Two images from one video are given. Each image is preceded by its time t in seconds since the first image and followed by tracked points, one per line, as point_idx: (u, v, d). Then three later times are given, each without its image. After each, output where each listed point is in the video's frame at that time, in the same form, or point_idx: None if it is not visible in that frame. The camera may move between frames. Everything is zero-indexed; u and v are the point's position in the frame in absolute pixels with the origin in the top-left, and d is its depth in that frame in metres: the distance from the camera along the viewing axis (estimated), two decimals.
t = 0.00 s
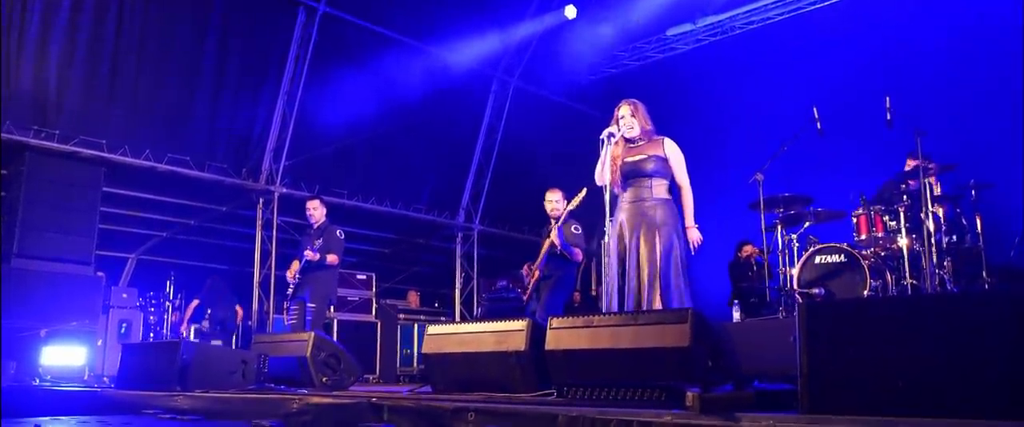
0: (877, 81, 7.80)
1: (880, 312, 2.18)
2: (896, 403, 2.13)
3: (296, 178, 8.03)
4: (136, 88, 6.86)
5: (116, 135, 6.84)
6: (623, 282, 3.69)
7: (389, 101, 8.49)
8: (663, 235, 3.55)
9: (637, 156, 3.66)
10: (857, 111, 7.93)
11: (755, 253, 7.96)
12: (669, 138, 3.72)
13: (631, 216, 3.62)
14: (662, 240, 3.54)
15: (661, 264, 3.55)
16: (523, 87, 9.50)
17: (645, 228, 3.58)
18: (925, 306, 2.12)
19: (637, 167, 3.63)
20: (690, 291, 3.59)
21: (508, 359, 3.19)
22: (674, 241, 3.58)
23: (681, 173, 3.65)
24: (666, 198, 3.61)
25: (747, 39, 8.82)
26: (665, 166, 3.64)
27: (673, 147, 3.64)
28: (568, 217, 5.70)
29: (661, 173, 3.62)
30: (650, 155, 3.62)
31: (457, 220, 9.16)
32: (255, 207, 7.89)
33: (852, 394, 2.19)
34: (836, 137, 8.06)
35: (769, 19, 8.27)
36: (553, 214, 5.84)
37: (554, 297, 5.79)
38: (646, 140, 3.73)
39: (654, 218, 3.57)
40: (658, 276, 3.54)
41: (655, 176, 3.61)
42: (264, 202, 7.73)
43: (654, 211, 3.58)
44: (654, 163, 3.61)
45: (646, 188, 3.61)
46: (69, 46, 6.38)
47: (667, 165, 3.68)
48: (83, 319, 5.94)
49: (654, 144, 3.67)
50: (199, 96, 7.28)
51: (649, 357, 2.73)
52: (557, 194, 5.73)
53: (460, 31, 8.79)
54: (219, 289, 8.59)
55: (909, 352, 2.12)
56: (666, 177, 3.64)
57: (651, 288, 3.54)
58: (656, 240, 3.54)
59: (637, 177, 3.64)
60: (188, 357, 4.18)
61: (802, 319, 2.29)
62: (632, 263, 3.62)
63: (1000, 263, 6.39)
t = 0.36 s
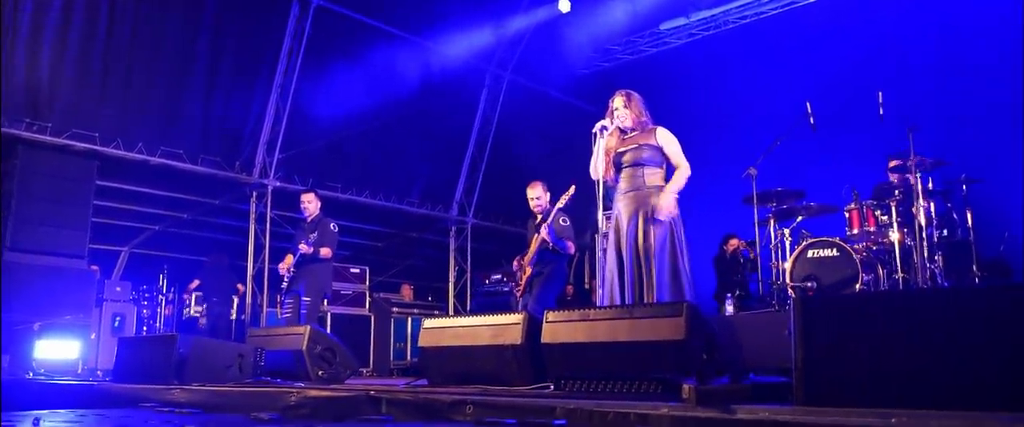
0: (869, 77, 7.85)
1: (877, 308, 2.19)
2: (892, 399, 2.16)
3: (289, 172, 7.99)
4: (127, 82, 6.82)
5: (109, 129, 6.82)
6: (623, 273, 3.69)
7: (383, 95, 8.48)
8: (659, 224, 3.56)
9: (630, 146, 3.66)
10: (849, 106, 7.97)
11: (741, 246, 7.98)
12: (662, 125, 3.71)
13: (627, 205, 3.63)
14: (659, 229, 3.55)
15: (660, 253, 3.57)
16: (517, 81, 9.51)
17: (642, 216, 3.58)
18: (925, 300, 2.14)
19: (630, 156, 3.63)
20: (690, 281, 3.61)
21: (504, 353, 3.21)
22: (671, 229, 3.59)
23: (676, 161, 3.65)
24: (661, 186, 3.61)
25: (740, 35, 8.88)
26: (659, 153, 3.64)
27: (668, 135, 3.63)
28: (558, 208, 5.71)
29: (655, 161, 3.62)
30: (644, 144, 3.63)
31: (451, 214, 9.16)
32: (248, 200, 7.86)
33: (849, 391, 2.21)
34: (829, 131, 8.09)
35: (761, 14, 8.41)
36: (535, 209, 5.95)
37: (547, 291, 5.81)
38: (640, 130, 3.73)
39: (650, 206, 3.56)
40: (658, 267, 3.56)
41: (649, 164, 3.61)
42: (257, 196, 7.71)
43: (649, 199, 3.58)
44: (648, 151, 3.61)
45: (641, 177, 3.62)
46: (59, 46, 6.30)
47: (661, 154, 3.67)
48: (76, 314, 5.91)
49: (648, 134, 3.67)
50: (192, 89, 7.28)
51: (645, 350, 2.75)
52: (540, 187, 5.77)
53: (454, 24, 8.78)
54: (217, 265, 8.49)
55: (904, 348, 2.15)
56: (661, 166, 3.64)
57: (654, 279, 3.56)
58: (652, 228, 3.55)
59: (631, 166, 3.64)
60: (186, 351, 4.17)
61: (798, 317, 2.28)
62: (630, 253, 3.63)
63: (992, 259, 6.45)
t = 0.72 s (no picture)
0: (853, 73, 7.93)
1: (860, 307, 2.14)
2: (878, 398, 2.10)
3: (275, 165, 8.05)
4: (112, 74, 6.82)
5: (93, 121, 6.80)
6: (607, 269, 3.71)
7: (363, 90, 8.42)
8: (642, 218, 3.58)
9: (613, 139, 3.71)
10: (833, 103, 8.08)
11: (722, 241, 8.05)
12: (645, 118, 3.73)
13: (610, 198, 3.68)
14: (641, 223, 3.57)
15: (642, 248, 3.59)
16: (504, 75, 9.49)
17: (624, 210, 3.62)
18: (911, 296, 2.07)
19: (612, 150, 3.69)
20: (675, 275, 3.60)
21: (491, 346, 3.25)
22: (653, 221, 3.61)
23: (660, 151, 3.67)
24: (644, 178, 3.64)
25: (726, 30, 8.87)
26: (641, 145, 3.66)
27: (649, 125, 3.65)
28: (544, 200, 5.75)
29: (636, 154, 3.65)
30: (626, 137, 3.67)
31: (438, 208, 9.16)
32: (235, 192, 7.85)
33: (835, 391, 2.16)
34: (812, 127, 8.20)
35: (745, 9, 8.30)
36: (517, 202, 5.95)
37: (532, 284, 5.86)
38: (623, 123, 3.76)
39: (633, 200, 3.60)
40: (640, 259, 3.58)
41: (630, 157, 3.65)
42: (243, 189, 7.64)
43: (630, 192, 3.61)
44: (628, 144, 3.65)
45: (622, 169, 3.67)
46: (42, 36, 6.30)
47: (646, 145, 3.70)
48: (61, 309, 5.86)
49: (630, 127, 3.71)
50: (177, 82, 7.23)
51: (631, 343, 2.78)
52: (522, 181, 5.79)
53: (441, 18, 8.75)
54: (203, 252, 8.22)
55: (890, 346, 2.09)
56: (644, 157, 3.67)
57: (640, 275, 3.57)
58: (634, 223, 3.57)
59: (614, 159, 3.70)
60: (172, 344, 4.15)
61: (782, 318, 2.24)
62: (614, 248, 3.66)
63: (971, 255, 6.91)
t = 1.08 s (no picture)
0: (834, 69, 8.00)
1: (838, 303, 2.18)
2: (856, 392, 2.13)
3: (257, 158, 7.96)
4: (93, 65, 6.77)
5: (72, 113, 6.70)
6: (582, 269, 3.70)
7: (343, 82, 8.38)
8: (617, 215, 3.62)
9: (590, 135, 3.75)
10: (814, 99, 8.15)
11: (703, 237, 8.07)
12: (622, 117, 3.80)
13: (584, 193, 3.71)
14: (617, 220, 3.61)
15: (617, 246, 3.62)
16: (487, 68, 9.49)
17: (598, 208, 3.66)
18: (887, 292, 2.11)
19: (589, 144, 3.73)
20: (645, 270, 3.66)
21: (474, 340, 3.27)
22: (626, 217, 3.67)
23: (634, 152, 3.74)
24: (619, 175, 3.69)
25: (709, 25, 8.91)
26: (617, 144, 3.72)
27: (627, 125, 3.74)
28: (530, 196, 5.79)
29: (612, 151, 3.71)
30: (603, 133, 3.73)
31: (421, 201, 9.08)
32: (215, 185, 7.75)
33: (814, 388, 2.19)
34: (793, 123, 8.25)
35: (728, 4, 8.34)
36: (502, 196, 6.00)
37: (516, 277, 5.90)
38: (600, 120, 3.81)
39: (607, 197, 3.64)
40: (613, 253, 3.63)
41: (606, 154, 3.70)
42: (225, 181, 7.54)
43: (604, 188, 3.66)
44: (605, 141, 3.70)
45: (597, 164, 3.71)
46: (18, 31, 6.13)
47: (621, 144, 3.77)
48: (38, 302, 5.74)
49: (607, 124, 3.76)
50: (157, 73, 7.16)
51: (613, 337, 2.81)
52: (508, 177, 5.84)
53: (425, 11, 8.74)
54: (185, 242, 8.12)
55: (867, 341, 2.13)
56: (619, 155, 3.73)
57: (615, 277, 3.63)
58: (609, 218, 3.63)
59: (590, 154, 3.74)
60: (155, 338, 4.14)
61: (761, 314, 2.27)
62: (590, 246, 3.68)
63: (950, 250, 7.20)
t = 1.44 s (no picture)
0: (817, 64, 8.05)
1: (817, 295, 2.20)
2: (836, 384, 2.16)
3: (240, 149, 7.88)
4: (73, 55, 6.71)
5: (52, 102, 6.60)
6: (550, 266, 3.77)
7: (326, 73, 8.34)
8: (588, 218, 3.72)
9: (568, 133, 3.80)
10: (797, 93, 8.20)
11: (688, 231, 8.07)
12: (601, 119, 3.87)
13: (555, 193, 3.75)
14: (588, 221, 3.71)
15: (588, 245, 3.72)
16: (471, 60, 9.45)
17: (572, 206, 3.72)
18: (867, 284, 2.13)
19: (566, 144, 3.77)
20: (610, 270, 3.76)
21: (459, 332, 3.28)
22: (598, 217, 3.76)
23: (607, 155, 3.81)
24: (591, 177, 3.76)
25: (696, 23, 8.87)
26: (593, 145, 3.79)
27: (605, 127, 3.80)
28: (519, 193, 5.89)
29: (588, 152, 3.77)
30: (582, 133, 3.78)
31: (403, 192, 8.93)
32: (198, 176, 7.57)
33: (795, 379, 2.22)
34: (776, 117, 8.30)
35: None
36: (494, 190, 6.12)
37: (503, 270, 5.97)
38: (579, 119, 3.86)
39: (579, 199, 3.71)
40: (584, 253, 3.72)
41: (583, 154, 3.76)
42: (208, 173, 7.41)
43: (579, 188, 3.72)
44: (583, 141, 3.76)
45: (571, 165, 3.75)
46: None
47: (596, 145, 3.83)
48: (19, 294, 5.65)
49: (586, 124, 3.81)
50: (138, 62, 7.10)
51: (596, 329, 2.83)
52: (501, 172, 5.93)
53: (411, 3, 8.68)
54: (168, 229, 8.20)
55: (847, 333, 2.15)
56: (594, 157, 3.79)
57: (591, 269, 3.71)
58: (582, 217, 3.71)
59: (566, 153, 3.78)
60: (137, 330, 4.12)
61: (743, 306, 2.30)
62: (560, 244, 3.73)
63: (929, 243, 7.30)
